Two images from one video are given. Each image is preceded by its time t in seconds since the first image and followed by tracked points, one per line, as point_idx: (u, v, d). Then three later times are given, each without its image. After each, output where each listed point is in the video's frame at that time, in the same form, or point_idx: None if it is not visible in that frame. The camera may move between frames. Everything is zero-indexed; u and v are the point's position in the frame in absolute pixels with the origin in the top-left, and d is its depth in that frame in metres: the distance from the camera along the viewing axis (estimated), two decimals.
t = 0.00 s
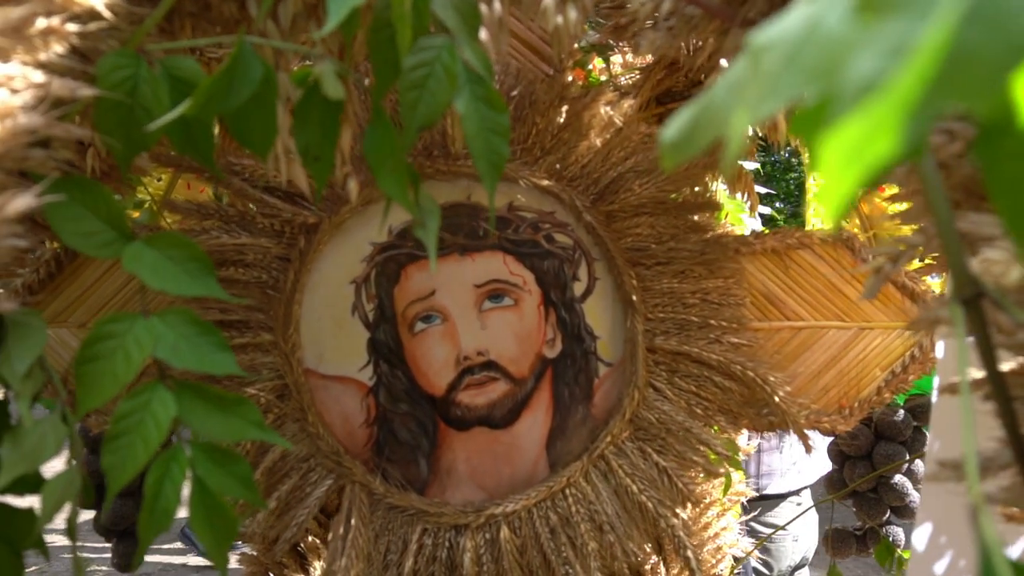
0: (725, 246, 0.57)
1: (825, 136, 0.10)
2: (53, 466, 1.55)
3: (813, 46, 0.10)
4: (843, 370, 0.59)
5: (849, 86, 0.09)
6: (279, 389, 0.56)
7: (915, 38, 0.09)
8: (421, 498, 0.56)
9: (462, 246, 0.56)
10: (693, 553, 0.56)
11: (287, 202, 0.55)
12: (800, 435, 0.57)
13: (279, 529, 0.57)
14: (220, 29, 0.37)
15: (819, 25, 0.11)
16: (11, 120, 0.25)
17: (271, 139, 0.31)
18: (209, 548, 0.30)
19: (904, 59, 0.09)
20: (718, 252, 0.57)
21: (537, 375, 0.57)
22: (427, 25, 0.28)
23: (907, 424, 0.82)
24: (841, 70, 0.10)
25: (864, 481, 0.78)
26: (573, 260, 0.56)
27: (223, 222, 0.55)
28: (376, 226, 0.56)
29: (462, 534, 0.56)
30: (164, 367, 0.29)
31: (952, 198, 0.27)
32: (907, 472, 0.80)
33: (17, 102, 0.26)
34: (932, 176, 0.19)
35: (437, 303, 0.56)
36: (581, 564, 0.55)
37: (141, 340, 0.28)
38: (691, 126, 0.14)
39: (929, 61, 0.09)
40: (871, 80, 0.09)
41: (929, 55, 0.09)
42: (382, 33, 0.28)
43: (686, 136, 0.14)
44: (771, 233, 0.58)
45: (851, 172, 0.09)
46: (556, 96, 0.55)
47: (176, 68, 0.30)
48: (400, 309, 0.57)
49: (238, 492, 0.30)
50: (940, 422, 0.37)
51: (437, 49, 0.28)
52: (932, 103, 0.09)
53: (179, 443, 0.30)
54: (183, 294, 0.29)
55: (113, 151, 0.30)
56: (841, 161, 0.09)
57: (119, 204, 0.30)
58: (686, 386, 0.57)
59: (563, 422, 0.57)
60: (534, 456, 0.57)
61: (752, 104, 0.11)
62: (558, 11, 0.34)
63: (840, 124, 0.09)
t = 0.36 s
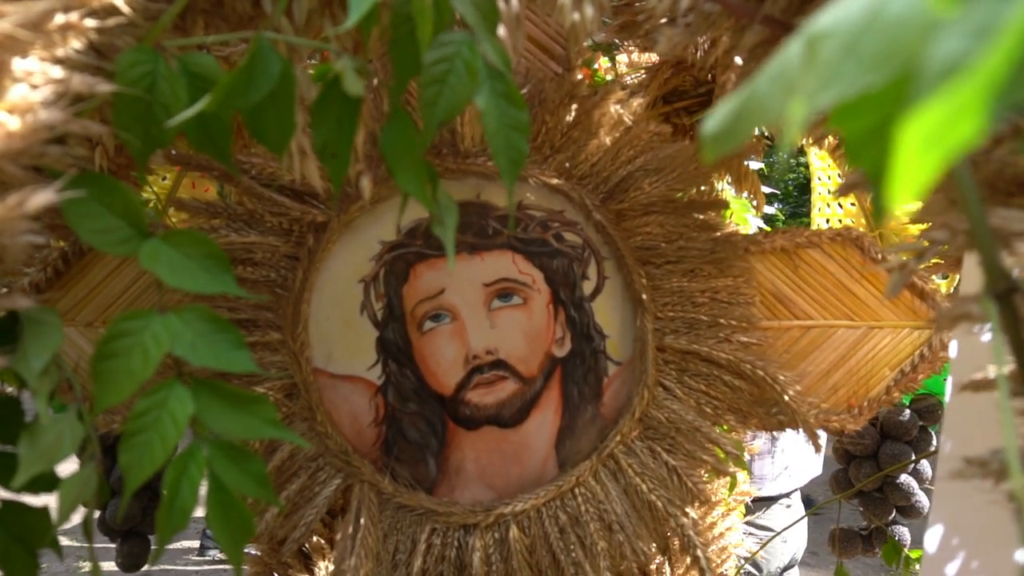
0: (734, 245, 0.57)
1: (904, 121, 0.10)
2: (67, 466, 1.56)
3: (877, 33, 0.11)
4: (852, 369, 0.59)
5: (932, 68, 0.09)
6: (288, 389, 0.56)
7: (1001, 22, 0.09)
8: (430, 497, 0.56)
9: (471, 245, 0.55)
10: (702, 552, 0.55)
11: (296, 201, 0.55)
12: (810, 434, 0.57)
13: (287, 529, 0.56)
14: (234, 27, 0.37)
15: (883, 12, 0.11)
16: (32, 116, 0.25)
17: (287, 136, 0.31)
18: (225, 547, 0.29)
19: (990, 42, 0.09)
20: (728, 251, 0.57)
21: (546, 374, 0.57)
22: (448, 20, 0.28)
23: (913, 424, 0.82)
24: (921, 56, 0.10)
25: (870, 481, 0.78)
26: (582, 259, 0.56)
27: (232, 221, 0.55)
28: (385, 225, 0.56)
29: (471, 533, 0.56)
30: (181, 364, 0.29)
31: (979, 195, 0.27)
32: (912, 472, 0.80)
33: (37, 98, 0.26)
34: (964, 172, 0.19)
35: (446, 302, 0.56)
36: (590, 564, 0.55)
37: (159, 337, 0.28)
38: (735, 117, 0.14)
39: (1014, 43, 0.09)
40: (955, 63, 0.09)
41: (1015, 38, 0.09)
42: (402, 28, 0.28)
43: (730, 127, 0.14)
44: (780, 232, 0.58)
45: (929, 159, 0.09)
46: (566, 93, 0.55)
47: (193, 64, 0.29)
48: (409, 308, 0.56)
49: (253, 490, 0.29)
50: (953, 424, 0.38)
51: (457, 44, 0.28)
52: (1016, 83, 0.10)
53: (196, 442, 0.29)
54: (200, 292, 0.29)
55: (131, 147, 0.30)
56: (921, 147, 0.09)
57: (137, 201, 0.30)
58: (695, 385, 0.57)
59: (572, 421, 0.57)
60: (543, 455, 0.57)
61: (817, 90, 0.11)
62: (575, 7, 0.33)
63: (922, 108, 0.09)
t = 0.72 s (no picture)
0: (745, 244, 0.57)
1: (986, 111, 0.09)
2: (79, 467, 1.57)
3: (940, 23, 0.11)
4: (861, 369, 0.59)
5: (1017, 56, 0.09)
6: (296, 388, 0.56)
7: None
8: (439, 497, 0.56)
9: (480, 244, 0.55)
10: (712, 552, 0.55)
11: (305, 200, 0.55)
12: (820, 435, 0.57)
13: (295, 529, 0.56)
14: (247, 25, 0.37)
15: (943, 8, 0.11)
16: (53, 113, 0.25)
17: (305, 134, 0.30)
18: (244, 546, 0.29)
19: None
20: (738, 250, 0.57)
21: (555, 374, 0.57)
22: (468, 17, 0.28)
23: (919, 424, 0.82)
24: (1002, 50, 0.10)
25: (877, 481, 0.78)
26: (592, 258, 0.56)
27: (241, 220, 0.55)
28: (393, 224, 0.56)
29: (480, 533, 0.56)
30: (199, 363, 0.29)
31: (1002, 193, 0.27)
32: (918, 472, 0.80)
33: (58, 95, 0.25)
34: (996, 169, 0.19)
35: (455, 302, 0.56)
36: (599, 564, 0.55)
37: (177, 336, 0.28)
38: (778, 112, 0.14)
39: None
40: None
41: None
42: (422, 25, 0.28)
43: (776, 120, 0.14)
44: (790, 231, 0.58)
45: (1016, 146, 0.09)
46: (576, 92, 0.55)
47: (211, 61, 0.29)
48: (418, 307, 0.56)
49: (272, 488, 0.29)
50: (969, 423, 0.38)
51: (477, 41, 0.27)
52: None
53: (215, 441, 0.29)
54: (218, 291, 0.28)
55: (147, 145, 0.30)
56: (1004, 136, 0.09)
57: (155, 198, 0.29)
58: (705, 384, 0.57)
59: (581, 420, 0.57)
60: (552, 455, 0.57)
61: (878, 80, 0.11)
62: (592, 4, 0.33)
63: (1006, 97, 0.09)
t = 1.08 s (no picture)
0: (756, 244, 0.56)
1: None
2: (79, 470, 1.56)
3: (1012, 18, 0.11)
4: (872, 369, 0.59)
5: None
6: (307, 388, 0.56)
7: None
8: (450, 498, 0.56)
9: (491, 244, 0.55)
10: (724, 552, 0.55)
11: (316, 199, 0.55)
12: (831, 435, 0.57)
13: (305, 530, 0.56)
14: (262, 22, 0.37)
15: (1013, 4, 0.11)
16: (77, 110, 0.24)
17: (325, 132, 0.30)
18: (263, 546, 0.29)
19: None
20: (750, 250, 0.57)
21: (566, 373, 0.57)
22: (490, 15, 0.28)
23: (926, 424, 0.81)
24: None
25: (885, 481, 0.77)
26: (602, 258, 0.56)
27: (250, 219, 0.55)
28: (403, 223, 0.55)
29: (491, 533, 0.56)
30: (219, 362, 0.29)
31: None
32: (926, 472, 0.80)
33: (79, 92, 0.25)
34: None
35: (466, 301, 0.56)
36: (611, 564, 0.55)
37: (198, 335, 0.28)
38: (827, 108, 0.14)
39: None
40: None
41: None
42: (445, 22, 0.28)
43: (825, 117, 0.14)
44: (801, 231, 0.58)
45: None
46: (587, 91, 0.55)
47: (230, 59, 0.29)
48: (428, 307, 0.56)
49: (292, 488, 0.29)
50: (985, 423, 0.38)
51: (500, 39, 0.27)
52: None
53: (234, 441, 0.29)
54: (239, 290, 0.28)
55: (167, 143, 0.29)
56: None
57: (174, 196, 0.29)
58: (717, 384, 0.57)
59: (592, 420, 0.57)
60: (563, 455, 0.57)
61: (945, 75, 0.11)
62: (611, 2, 0.33)
63: None
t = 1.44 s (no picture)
0: (769, 242, 0.56)
1: None
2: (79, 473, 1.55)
3: None
4: (884, 368, 0.58)
5: None
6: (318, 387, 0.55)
7: None
8: (462, 497, 0.56)
9: (503, 242, 0.55)
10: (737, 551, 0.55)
11: (327, 198, 0.55)
12: (844, 434, 0.57)
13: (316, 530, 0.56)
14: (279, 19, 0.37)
15: None
16: (102, 105, 0.24)
17: (346, 129, 0.30)
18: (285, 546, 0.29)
19: None
20: (763, 249, 0.56)
21: (578, 372, 0.56)
22: (516, 10, 0.28)
23: (934, 425, 0.81)
24: None
25: (894, 481, 0.77)
26: (615, 257, 0.56)
27: (261, 218, 0.55)
28: (415, 222, 0.55)
29: (503, 533, 0.56)
30: (241, 360, 0.28)
31: None
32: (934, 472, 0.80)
33: (105, 87, 0.25)
34: None
35: (477, 300, 0.56)
36: (623, 564, 0.55)
37: (220, 333, 0.28)
38: (882, 100, 0.14)
39: None
40: None
41: None
42: (470, 18, 0.28)
43: (881, 108, 0.14)
44: (813, 229, 0.58)
45: None
46: (600, 89, 0.54)
47: (253, 54, 0.29)
48: (440, 305, 0.56)
49: (314, 489, 0.29)
50: (1005, 422, 0.38)
51: (526, 34, 0.27)
52: None
53: (257, 440, 0.28)
54: (262, 287, 0.28)
55: (188, 139, 0.29)
56: None
57: (195, 194, 0.29)
58: (729, 383, 0.57)
59: (604, 419, 0.57)
60: (575, 454, 0.57)
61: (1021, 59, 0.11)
62: None
63: None
